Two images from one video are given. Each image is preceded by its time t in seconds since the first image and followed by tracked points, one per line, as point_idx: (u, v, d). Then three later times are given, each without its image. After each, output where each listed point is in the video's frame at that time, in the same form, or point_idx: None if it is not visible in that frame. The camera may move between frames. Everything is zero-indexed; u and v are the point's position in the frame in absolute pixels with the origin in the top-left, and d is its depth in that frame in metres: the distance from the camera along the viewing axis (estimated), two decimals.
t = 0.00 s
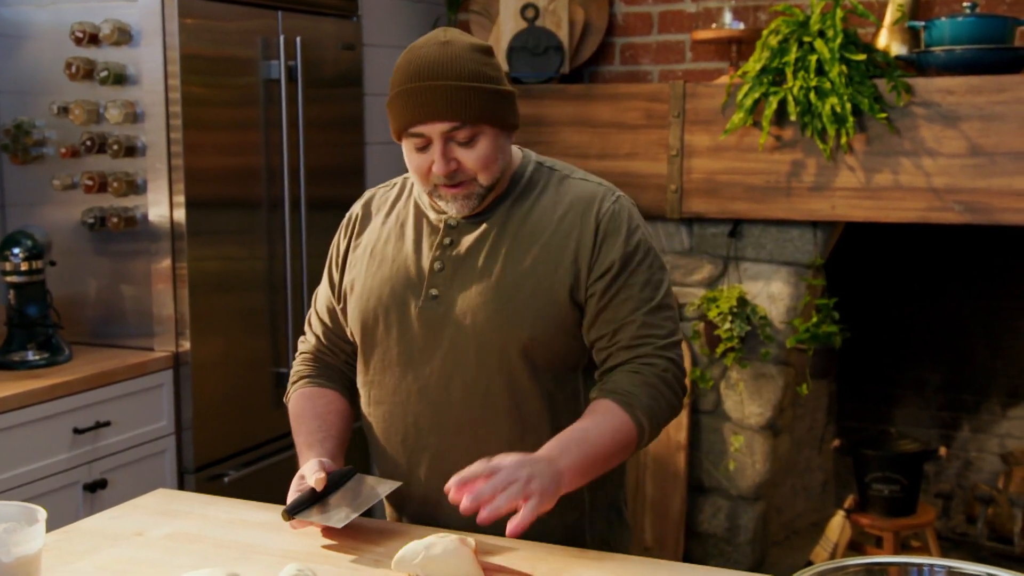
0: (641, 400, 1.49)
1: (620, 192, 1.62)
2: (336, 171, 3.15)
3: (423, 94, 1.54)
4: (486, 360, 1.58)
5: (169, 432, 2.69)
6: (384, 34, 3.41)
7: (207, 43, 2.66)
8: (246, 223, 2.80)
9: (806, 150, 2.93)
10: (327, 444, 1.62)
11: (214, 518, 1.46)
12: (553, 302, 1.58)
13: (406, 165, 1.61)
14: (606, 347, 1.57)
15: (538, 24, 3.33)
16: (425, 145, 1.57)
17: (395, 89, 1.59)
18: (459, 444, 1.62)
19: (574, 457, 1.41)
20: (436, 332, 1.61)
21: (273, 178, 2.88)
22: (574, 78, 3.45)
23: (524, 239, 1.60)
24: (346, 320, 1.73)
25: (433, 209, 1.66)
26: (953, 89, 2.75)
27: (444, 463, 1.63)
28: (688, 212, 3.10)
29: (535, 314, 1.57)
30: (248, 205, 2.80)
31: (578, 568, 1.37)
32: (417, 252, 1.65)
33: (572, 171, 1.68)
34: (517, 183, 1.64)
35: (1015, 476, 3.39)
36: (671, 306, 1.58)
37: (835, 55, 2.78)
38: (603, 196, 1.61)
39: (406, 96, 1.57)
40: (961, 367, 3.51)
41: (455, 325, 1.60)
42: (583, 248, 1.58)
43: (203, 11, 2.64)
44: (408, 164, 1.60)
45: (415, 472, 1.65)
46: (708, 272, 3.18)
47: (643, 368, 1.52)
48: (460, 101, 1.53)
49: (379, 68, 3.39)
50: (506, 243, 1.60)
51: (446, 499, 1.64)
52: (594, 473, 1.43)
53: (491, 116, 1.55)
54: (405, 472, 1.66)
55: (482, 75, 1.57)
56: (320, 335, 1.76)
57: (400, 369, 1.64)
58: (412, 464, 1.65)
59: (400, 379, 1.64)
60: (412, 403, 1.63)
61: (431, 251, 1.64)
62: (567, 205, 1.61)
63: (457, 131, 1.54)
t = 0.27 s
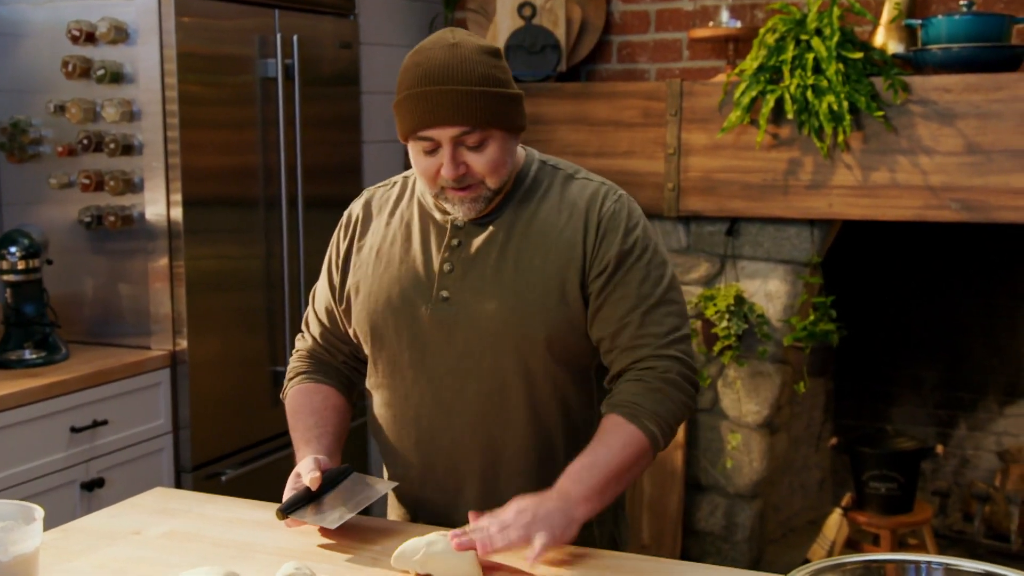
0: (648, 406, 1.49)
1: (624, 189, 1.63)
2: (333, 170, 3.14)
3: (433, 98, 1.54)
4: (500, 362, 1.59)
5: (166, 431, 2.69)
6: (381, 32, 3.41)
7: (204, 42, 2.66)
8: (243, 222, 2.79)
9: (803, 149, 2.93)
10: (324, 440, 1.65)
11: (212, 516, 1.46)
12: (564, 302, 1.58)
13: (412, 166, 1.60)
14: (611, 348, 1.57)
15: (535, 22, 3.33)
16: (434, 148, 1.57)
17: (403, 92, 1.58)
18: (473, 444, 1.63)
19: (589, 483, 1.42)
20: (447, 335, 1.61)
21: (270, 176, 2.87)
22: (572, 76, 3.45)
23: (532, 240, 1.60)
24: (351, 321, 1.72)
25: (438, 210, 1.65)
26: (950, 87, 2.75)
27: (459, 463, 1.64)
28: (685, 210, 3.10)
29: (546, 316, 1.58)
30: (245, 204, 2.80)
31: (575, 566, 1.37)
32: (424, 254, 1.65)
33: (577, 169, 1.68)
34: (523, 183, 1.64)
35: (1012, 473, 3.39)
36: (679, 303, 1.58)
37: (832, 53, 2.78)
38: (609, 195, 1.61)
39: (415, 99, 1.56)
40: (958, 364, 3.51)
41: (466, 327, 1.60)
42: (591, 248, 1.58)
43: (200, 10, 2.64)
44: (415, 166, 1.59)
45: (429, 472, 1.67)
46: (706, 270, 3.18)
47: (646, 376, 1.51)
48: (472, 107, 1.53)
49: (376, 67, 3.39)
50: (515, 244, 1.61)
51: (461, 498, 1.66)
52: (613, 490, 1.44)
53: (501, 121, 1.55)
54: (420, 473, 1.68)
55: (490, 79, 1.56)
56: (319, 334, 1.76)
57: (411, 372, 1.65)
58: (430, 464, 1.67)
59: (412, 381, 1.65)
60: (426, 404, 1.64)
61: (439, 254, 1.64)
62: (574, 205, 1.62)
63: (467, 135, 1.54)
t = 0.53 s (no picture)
0: (671, 414, 1.48)
1: (663, 196, 1.63)
2: (330, 169, 3.14)
3: (471, 103, 1.53)
4: (532, 365, 1.59)
5: (164, 429, 2.69)
6: (378, 31, 3.41)
7: (200, 40, 2.66)
8: (240, 220, 2.79)
9: (800, 147, 2.93)
10: (342, 418, 1.63)
11: (210, 514, 1.46)
12: (599, 307, 1.58)
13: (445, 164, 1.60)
14: (641, 353, 1.57)
15: (532, 21, 3.34)
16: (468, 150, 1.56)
17: (443, 91, 1.58)
18: (502, 449, 1.63)
19: (598, 481, 1.40)
20: (480, 336, 1.61)
21: (266, 175, 2.87)
22: (568, 75, 3.45)
23: (568, 244, 1.60)
24: (377, 318, 1.72)
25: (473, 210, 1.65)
26: (946, 85, 2.76)
27: (486, 468, 1.65)
28: (682, 208, 3.11)
29: (581, 321, 1.58)
30: (243, 202, 2.80)
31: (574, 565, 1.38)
32: (458, 255, 1.65)
33: (613, 172, 1.69)
34: (559, 186, 1.65)
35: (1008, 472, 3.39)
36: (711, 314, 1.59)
37: (828, 51, 2.78)
38: (649, 200, 1.62)
39: (453, 102, 1.55)
40: (954, 363, 3.51)
41: (500, 329, 1.60)
42: (628, 253, 1.58)
43: (196, 9, 2.64)
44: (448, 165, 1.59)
45: (455, 476, 1.68)
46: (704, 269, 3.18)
47: (674, 382, 1.51)
48: (509, 117, 1.52)
49: (373, 65, 3.39)
50: (550, 247, 1.61)
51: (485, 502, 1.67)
52: (619, 490, 1.42)
53: (538, 130, 1.54)
54: (445, 476, 1.69)
55: (531, 88, 1.55)
56: (343, 324, 1.76)
57: (439, 373, 1.65)
58: (452, 463, 1.67)
59: (441, 382, 1.65)
60: (455, 407, 1.64)
61: (473, 254, 1.64)
62: (612, 209, 1.62)
63: (502, 143, 1.53)
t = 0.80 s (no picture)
0: (635, 414, 1.46)
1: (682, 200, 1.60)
2: (323, 167, 3.14)
3: (498, 105, 1.53)
4: (539, 364, 1.59)
5: (157, 428, 2.69)
6: (372, 29, 3.41)
7: (193, 39, 2.65)
8: (234, 219, 2.79)
9: (793, 146, 2.93)
10: (354, 408, 1.65)
11: (205, 513, 1.46)
12: (603, 308, 1.56)
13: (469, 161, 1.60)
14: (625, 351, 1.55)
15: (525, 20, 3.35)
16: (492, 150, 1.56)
17: (469, 88, 1.58)
18: (506, 447, 1.63)
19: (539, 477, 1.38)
20: (487, 334, 1.61)
21: (260, 174, 2.87)
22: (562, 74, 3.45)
23: (578, 245, 1.59)
24: (394, 311, 1.73)
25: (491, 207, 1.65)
26: (939, 84, 2.76)
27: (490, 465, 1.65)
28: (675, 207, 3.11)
29: (586, 322, 1.56)
30: (236, 201, 2.80)
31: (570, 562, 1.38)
32: (472, 252, 1.65)
33: (636, 174, 1.66)
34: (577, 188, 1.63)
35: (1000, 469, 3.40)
36: (707, 319, 1.54)
37: (821, 51, 2.78)
38: (665, 202, 1.60)
39: (479, 102, 1.55)
40: (947, 361, 3.52)
41: (507, 328, 1.60)
42: (634, 255, 1.56)
43: (189, 7, 2.64)
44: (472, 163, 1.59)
45: (459, 472, 1.69)
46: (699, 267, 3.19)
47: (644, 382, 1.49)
48: (534, 120, 1.52)
49: (367, 63, 3.39)
50: (562, 247, 1.60)
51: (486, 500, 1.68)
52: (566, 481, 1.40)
53: (563, 135, 1.54)
54: (450, 471, 1.70)
55: (559, 91, 1.55)
56: (364, 316, 1.77)
57: (448, 370, 1.65)
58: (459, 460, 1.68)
59: (449, 379, 1.65)
60: (461, 404, 1.65)
61: (487, 251, 1.64)
62: (627, 210, 1.60)
63: (526, 146, 1.54)
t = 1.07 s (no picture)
0: (663, 413, 1.49)
1: (660, 192, 1.61)
2: (317, 166, 3.14)
3: (469, 103, 1.53)
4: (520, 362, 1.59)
5: (150, 428, 2.68)
6: (365, 28, 3.40)
7: (187, 37, 2.65)
8: (227, 218, 2.79)
9: (787, 145, 2.94)
10: (351, 411, 1.65)
11: (199, 512, 1.45)
12: (587, 305, 1.56)
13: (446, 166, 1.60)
14: (638, 355, 1.56)
15: (519, 18, 3.34)
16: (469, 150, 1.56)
17: (438, 91, 1.58)
18: (490, 446, 1.63)
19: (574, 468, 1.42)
20: (469, 332, 1.61)
21: (254, 172, 2.86)
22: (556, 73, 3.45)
23: (559, 240, 1.59)
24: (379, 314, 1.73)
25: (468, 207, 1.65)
26: (933, 83, 2.77)
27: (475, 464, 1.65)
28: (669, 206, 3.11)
29: (568, 318, 1.56)
30: (230, 200, 2.79)
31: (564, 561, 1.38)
32: (450, 251, 1.65)
33: (613, 168, 1.67)
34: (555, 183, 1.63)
35: (993, 468, 3.41)
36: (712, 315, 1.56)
37: (815, 50, 2.78)
38: (643, 197, 1.60)
39: (450, 103, 1.55)
40: (939, 360, 3.53)
41: (488, 325, 1.60)
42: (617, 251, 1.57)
43: (183, 5, 2.63)
44: (449, 167, 1.59)
45: (443, 472, 1.68)
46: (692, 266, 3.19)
47: (671, 381, 1.50)
48: (508, 114, 1.52)
49: (361, 62, 3.39)
50: (542, 244, 1.60)
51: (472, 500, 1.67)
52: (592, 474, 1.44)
53: (537, 127, 1.54)
54: (435, 472, 1.69)
55: (529, 83, 1.55)
56: (354, 322, 1.78)
57: (432, 369, 1.65)
58: (443, 462, 1.67)
59: (434, 378, 1.65)
60: (446, 403, 1.65)
61: (464, 249, 1.64)
62: (606, 206, 1.60)
63: (503, 141, 1.54)
